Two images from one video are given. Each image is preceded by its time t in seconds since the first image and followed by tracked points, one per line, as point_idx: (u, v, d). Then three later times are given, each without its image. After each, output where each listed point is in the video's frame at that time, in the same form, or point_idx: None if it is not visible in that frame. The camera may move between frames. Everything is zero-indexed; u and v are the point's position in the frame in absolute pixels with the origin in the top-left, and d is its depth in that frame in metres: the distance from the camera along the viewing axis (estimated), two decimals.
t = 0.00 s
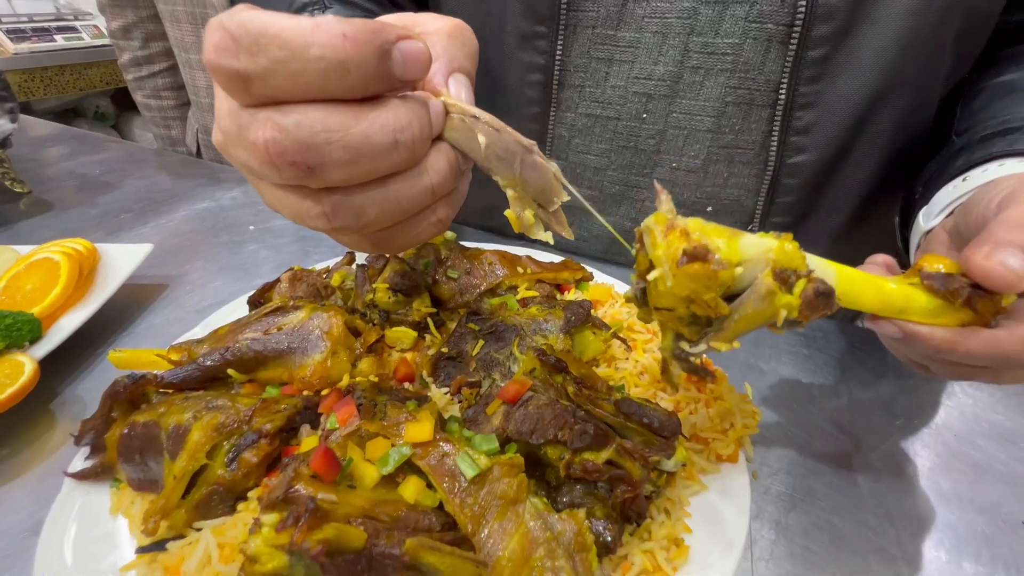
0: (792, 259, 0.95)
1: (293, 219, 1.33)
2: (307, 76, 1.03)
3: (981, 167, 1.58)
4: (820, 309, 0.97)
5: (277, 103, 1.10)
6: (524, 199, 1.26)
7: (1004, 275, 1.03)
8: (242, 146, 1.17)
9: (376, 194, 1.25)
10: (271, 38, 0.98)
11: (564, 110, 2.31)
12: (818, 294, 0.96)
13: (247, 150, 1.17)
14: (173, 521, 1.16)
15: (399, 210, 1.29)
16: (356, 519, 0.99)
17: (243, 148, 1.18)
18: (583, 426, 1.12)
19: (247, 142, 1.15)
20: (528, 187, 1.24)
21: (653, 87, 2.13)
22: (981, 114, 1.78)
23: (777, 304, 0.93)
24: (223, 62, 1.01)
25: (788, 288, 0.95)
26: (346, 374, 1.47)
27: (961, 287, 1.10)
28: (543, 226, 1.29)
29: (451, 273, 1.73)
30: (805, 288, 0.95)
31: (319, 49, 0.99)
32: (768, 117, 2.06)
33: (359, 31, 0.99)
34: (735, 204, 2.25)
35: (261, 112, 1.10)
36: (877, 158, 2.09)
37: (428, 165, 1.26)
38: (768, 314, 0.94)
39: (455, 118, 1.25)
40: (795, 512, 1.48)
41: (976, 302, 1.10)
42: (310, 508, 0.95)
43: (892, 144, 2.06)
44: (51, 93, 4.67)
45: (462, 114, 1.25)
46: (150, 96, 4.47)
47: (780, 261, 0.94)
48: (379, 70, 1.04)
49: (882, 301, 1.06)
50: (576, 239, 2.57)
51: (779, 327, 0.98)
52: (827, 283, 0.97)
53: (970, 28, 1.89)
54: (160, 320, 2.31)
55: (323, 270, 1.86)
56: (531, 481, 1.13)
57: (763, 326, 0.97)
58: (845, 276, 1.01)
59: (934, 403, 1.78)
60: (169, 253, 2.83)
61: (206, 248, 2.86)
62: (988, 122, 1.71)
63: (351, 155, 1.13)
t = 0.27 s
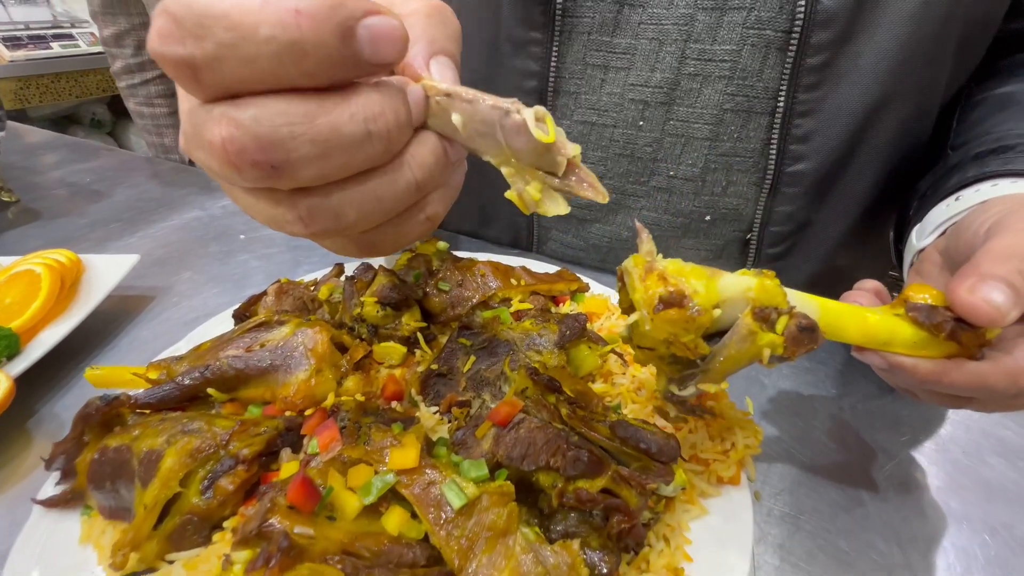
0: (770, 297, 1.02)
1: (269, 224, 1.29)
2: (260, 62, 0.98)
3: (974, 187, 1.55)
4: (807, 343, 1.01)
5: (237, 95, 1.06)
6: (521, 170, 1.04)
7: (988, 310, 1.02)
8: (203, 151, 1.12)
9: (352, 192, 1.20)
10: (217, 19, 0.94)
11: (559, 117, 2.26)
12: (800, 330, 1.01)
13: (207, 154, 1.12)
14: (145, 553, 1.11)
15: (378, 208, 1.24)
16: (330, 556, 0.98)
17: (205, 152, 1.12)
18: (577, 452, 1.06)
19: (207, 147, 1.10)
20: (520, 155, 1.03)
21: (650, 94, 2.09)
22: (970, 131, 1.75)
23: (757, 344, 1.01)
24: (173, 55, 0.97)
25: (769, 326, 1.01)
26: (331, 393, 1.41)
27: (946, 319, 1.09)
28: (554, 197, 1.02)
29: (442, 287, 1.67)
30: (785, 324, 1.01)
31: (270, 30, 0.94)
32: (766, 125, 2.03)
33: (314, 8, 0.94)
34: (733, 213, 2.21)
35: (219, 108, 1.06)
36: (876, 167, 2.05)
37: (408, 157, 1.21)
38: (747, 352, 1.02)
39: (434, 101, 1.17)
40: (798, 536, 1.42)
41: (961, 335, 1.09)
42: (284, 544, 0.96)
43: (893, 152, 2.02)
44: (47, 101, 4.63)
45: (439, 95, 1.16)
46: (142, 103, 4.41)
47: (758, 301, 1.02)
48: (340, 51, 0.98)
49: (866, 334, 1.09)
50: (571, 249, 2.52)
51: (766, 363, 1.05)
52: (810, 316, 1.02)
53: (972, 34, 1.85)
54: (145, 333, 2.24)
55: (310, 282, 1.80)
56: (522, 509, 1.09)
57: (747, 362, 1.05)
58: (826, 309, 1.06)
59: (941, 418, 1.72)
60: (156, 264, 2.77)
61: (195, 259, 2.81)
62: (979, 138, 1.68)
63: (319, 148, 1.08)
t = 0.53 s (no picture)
0: (710, 332, 1.05)
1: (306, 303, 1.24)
2: (260, 167, 0.91)
3: (944, 210, 1.54)
4: (743, 376, 1.02)
5: (257, 198, 1.00)
6: (553, 220, 0.92)
7: (912, 342, 1.04)
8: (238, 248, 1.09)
9: (390, 266, 1.11)
10: (206, 131, 0.87)
11: (554, 129, 2.25)
12: (739, 361, 1.01)
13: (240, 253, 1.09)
14: None
15: (419, 275, 1.16)
16: None
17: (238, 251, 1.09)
18: (571, 483, 1.04)
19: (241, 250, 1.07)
20: (549, 207, 0.89)
21: (646, 106, 2.07)
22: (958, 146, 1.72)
23: (694, 376, 1.05)
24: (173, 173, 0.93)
25: (707, 358, 1.04)
26: (321, 416, 1.38)
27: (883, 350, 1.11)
28: (590, 243, 0.91)
29: (435, 301, 1.60)
30: (722, 355, 1.03)
31: (265, 132, 0.86)
32: (762, 137, 2.01)
33: (301, 100, 0.87)
34: (730, 225, 2.19)
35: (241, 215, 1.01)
36: (873, 179, 2.03)
37: (437, 217, 1.08)
38: (682, 383, 1.07)
39: (457, 154, 1.02)
40: (797, 560, 1.39)
41: (897, 365, 1.12)
42: None
43: (889, 164, 2.01)
44: (43, 108, 4.61)
45: (461, 146, 1.01)
46: (138, 112, 4.40)
47: (696, 334, 1.06)
48: (336, 139, 0.91)
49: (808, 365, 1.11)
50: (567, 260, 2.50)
51: (711, 394, 1.08)
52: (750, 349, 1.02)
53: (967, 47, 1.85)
54: (135, 347, 2.20)
55: (302, 298, 1.77)
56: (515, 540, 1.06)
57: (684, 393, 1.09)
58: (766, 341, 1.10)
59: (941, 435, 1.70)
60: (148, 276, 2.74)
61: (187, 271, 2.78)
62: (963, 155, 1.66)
63: (348, 235, 0.99)
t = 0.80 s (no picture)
0: (653, 361, 1.28)
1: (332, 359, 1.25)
2: (275, 262, 0.93)
3: (914, 230, 1.54)
4: (686, 397, 1.25)
5: (281, 282, 1.02)
6: (565, 251, 0.94)
7: (844, 356, 1.10)
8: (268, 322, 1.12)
9: (418, 319, 1.09)
10: (219, 240, 0.90)
11: (552, 138, 2.24)
12: (680, 386, 1.25)
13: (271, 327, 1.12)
14: None
15: (448, 317, 1.12)
16: None
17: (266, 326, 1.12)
18: (567, 508, 1.04)
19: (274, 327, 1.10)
20: (557, 238, 0.91)
21: (644, 115, 2.06)
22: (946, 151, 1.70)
23: (640, 399, 1.24)
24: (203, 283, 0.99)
25: (650, 383, 1.26)
26: (314, 434, 1.35)
27: (820, 367, 1.23)
28: (603, 271, 0.93)
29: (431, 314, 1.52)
30: (667, 381, 1.25)
31: (266, 228, 0.87)
32: (760, 145, 2.01)
33: (297, 190, 0.85)
34: (729, 234, 2.17)
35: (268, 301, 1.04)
36: (872, 188, 2.02)
37: (453, 259, 1.03)
38: (633, 405, 1.24)
39: (457, 190, 0.98)
40: None
41: (839, 380, 1.20)
42: None
43: (888, 173, 1.99)
44: (42, 113, 4.55)
45: (460, 183, 0.97)
46: (134, 120, 4.38)
47: (640, 362, 1.27)
48: (338, 215, 0.88)
49: (744, 389, 1.27)
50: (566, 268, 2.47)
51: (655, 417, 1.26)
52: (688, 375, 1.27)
53: (964, 56, 1.84)
54: (127, 359, 2.17)
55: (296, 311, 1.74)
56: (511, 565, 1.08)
57: (635, 415, 1.26)
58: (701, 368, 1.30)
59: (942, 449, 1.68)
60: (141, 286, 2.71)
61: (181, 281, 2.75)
62: (949, 165, 1.66)
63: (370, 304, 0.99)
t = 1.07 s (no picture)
0: (642, 387, 1.31)
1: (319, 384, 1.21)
2: (232, 295, 0.88)
3: (905, 242, 1.54)
4: (673, 421, 1.24)
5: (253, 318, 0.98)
6: (552, 243, 0.86)
7: (812, 364, 1.13)
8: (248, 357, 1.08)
9: (412, 327, 1.04)
10: (166, 281, 0.85)
11: (549, 146, 2.23)
12: (666, 410, 1.25)
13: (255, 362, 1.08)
14: None
15: (444, 323, 1.06)
16: None
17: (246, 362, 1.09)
18: (562, 534, 1.05)
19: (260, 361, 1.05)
20: (542, 228, 0.84)
21: (641, 123, 2.06)
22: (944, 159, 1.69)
23: (625, 422, 1.25)
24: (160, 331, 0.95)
25: (637, 407, 1.27)
26: (306, 450, 1.33)
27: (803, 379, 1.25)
28: (595, 259, 0.84)
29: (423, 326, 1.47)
30: (654, 407, 1.26)
31: (211, 261, 0.83)
32: (758, 153, 2.00)
33: (241, 217, 0.81)
34: (727, 242, 2.16)
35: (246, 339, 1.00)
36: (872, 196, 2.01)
37: (439, 263, 0.98)
38: (618, 429, 1.25)
39: (434, 190, 0.93)
40: None
41: (826, 391, 1.20)
42: None
43: (887, 182, 1.98)
44: (38, 117, 4.52)
45: (433, 181, 0.92)
46: (130, 126, 4.37)
47: (629, 386, 1.31)
48: (290, 237, 0.85)
49: (731, 413, 1.29)
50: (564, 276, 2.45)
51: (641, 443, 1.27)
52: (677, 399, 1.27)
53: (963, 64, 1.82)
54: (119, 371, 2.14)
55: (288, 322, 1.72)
56: None
57: (621, 441, 1.27)
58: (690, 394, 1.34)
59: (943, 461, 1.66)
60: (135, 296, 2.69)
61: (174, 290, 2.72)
62: (950, 173, 1.64)
63: (355, 321, 0.92)
